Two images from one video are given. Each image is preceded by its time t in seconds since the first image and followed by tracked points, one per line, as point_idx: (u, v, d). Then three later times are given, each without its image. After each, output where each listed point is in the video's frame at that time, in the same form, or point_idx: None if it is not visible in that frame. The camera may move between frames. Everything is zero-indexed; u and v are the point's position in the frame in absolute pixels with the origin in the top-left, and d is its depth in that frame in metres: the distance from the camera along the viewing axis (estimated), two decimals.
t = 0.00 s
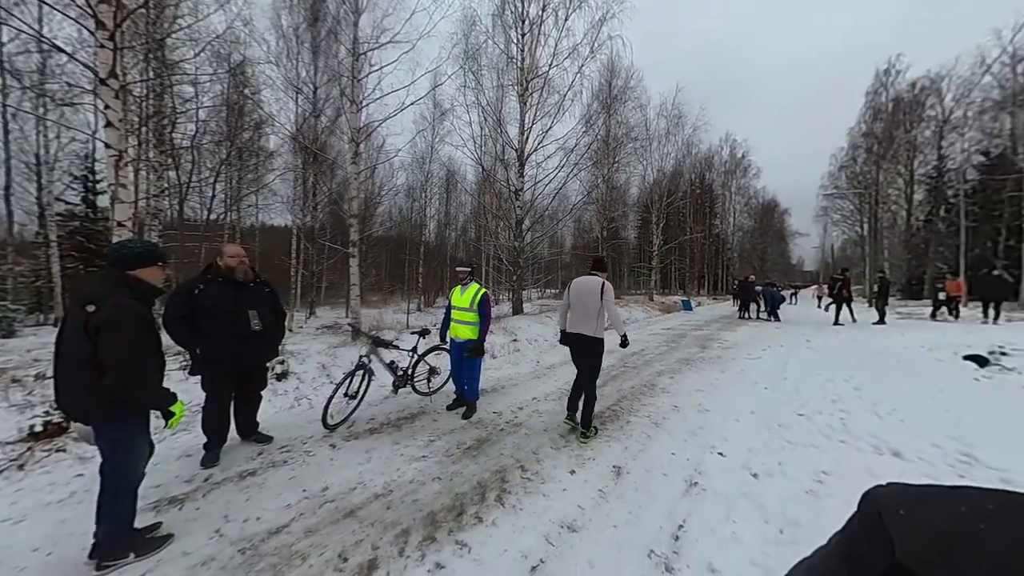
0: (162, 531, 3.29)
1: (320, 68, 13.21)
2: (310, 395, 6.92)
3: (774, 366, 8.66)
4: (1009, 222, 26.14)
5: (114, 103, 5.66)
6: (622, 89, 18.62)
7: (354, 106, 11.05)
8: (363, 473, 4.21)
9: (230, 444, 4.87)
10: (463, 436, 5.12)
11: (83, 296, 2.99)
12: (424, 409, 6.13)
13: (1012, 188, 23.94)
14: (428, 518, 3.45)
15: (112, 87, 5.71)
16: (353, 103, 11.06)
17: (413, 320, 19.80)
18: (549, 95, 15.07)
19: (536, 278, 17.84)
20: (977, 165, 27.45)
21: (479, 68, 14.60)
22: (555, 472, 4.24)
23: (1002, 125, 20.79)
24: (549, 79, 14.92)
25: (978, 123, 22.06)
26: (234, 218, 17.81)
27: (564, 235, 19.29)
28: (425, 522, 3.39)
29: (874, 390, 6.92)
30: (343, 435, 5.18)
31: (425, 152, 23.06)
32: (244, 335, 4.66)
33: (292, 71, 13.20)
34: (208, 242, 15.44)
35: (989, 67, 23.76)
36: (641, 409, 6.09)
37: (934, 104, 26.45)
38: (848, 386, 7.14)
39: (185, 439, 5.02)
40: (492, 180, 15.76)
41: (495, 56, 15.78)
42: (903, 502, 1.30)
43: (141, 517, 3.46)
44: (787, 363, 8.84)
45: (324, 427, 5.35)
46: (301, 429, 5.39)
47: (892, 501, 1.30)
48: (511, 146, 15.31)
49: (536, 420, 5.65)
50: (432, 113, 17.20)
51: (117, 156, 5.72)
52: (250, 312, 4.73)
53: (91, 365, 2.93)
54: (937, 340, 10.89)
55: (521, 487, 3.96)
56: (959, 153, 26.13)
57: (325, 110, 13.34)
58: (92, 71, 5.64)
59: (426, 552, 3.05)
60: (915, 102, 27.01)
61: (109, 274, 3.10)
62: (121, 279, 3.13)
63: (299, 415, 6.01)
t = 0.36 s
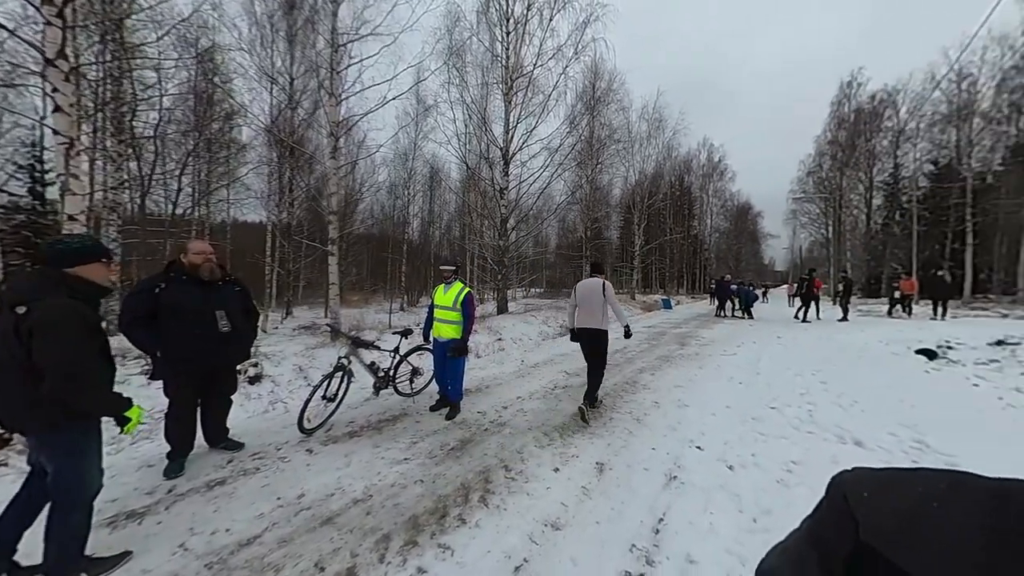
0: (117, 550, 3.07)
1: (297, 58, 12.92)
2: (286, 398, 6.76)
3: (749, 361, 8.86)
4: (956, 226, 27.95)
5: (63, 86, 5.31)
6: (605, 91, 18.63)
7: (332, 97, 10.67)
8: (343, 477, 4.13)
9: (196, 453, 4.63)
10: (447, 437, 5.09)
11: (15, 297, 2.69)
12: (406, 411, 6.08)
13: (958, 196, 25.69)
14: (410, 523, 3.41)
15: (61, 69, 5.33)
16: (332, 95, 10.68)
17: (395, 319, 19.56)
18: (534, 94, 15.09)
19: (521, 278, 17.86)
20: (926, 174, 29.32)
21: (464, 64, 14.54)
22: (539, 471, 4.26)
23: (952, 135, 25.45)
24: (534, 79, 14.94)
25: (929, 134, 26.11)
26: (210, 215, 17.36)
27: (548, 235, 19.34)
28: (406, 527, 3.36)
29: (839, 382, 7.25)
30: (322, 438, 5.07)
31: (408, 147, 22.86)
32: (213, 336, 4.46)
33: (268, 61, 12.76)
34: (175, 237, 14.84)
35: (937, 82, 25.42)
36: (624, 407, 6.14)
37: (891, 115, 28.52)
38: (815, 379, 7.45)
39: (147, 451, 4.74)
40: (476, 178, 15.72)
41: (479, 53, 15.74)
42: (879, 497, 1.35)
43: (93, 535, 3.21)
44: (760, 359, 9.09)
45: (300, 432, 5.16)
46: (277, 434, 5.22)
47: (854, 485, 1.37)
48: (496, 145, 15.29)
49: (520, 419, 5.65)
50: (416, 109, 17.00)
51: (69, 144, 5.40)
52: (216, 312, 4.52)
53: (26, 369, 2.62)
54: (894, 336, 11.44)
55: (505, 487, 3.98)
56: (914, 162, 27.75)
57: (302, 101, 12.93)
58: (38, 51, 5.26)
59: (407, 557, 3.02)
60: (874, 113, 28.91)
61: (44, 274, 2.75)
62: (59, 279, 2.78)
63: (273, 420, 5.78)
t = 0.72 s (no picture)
0: (70, 570, 2.89)
1: (270, 46, 12.50)
2: (259, 403, 6.61)
3: (725, 358, 9.04)
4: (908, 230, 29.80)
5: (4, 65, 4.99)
6: (589, 92, 18.47)
7: (310, 92, 10.57)
8: (320, 483, 4.06)
9: (160, 462, 4.45)
10: (430, 438, 5.08)
11: None
12: (388, 413, 6.03)
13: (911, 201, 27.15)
14: (391, 527, 3.39)
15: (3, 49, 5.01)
16: (311, 90, 10.58)
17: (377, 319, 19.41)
18: (518, 93, 15.11)
19: (506, 277, 17.92)
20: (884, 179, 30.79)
21: (447, 60, 14.50)
22: (523, 470, 4.27)
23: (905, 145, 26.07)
24: (518, 78, 14.95)
25: (886, 143, 27.34)
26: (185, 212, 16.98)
27: (532, 234, 19.42)
28: (387, 531, 3.33)
29: (805, 376, 7.48)
30: (300, 443, 4.99)
31: (391, 144, 22.67)
32: (179, 336, 4.27)
33: (240, 49, 12.21)
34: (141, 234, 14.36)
35: (892, 95, 26.70)
36: (607, 404, 6.19)
37: (853, 125, 29.78)
38: (784, 374, 7.66)
39: (107, 461, 4.53)
40: (460, 177, 15.69)
41: (463, 50, 15.68)
42: (852, 453, 1.01)
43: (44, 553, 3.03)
44: (735, 354, 9.29)
45: (275, 437, 5.07)
46: (249, 440, 5.08)
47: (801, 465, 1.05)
48: (480, 142, 15.26)
49: (504, 418, 5.67)
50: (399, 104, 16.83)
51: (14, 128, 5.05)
52: (182, 315, 4.32)
53: None
54: (853, 332, 11.95)
55: (489, 486, 3.99)
56: (874, 169, 28.96)
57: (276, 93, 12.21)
58: None
59: (388, 562, 3.00)
60: (838, 122, 30.09)
61: None
62: None
63: (247, 425, 5.66)
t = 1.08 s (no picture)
0: None
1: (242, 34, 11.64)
2: (231, 409, 6.46)
3: (703, 354, 9.17)
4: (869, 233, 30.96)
5: None
6: (574, 93, 18.47)
7: (286, 84, 10.37)
8: (298, 490, 3.98)
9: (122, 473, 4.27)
10: (414, 440, 5.03)
11: None
12: (371, 416, 5.94)
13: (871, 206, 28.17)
14: (373, 530, 3.35)
15: None
16: (287, 82, 10.36)
17: (359, 320, 19.24)
18: (503, 92, 15.08)
19: (492, 276, 17.90)
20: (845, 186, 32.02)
21: (431, 55, 14.44)
22: (508, 468, 4.26)
23: (867, 154, 26.56)
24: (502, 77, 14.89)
25: (848, 151, 28.34)
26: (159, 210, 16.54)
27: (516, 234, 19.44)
28: (369, 534, 3.30)
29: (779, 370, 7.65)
30: (276, 449, 4.89)
31: (372, 140, 22.43)
32: (140, 339, 4.15)
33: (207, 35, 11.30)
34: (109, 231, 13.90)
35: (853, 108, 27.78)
36: (592, 401, 6.21)
37: (818, 133, 30.73)
38: (758, 369, 7.81)
39: (61, 473, 4.36)
40: (445, 175, 15.61)
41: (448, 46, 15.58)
42: (809, 439, 1.02)
43: None
44: (712, 351, 9.45)
45: (249, 443, 4.95)
46: (221, 447, 4.95)
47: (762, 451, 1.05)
48: (465, 139, 15.18)
49: (489, 417, 5.65)
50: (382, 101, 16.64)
51: None
52: (145, 315, 4.22)
53: None
54: (818, 328, 12.32)
55: (474, 485, 3.96)
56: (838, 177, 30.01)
57: (249, 84, 11.20)
58: None
59: (370, 566, 2.96)
60: (805, 131, 30.95)
61: None
62: None
63: (219, 432, 5.52)
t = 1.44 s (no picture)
0: None
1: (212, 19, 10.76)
2: (199, 415, 6.34)
3: (683, 352, 9.31)
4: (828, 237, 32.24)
5: None
6: (558, 94, 18.54)
7: (258, 73, 10.12)
8: (274, 498, 3.92)
9: (77, 487, 4.08)
10: (396, 443, 5.02)
11: None
12: (352, 419, 5.91)
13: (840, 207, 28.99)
14: (354, 536, 3.33)
15: None
16: (259, 72, 10.14)
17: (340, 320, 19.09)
18: (488, 90, 15.09)
19: (477, 276, 17.91)
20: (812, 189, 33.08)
21: (413, 49, 14.38)
22: (492, 468, 4.29)
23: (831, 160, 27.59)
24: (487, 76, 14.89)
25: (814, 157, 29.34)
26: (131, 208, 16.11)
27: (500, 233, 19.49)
28: (350, 540, 3.28)
29: (752, 366, 7.83)
30: (248, 457, 4.80)
31: (353, 135, 22.16)
32: (96, 342, 3.96)
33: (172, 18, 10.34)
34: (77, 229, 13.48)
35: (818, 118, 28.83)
36: (575, 399, 6.26)
37: (788, 140, 31.53)
38: (733, 364, 7.97)
39: (4, 490, 4.17)
40: (428, 172, 15.55)
41: (431, 43, 15.50)
42: (790, 438, 1.05)
43: None
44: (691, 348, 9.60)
45: (220, 451, 4.85)
46: (187, 456, 4.83)
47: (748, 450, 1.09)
48: (449, 137, 15.14)
49: (473, 418, 5.67)
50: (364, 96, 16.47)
51: None
52: (102, 317, 4.04)
53: None
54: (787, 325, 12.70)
55: (458, 487, 3.97)
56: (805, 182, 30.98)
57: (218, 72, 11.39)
58: None
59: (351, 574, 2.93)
60: (775, 138, 31.69)
61: None
62: None
63: (188, 440, 5.40)
